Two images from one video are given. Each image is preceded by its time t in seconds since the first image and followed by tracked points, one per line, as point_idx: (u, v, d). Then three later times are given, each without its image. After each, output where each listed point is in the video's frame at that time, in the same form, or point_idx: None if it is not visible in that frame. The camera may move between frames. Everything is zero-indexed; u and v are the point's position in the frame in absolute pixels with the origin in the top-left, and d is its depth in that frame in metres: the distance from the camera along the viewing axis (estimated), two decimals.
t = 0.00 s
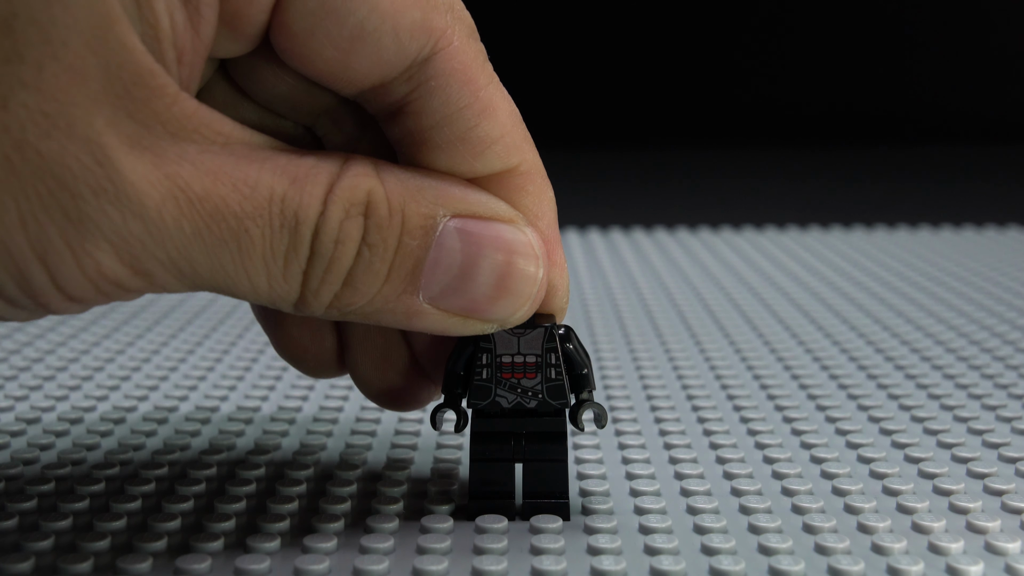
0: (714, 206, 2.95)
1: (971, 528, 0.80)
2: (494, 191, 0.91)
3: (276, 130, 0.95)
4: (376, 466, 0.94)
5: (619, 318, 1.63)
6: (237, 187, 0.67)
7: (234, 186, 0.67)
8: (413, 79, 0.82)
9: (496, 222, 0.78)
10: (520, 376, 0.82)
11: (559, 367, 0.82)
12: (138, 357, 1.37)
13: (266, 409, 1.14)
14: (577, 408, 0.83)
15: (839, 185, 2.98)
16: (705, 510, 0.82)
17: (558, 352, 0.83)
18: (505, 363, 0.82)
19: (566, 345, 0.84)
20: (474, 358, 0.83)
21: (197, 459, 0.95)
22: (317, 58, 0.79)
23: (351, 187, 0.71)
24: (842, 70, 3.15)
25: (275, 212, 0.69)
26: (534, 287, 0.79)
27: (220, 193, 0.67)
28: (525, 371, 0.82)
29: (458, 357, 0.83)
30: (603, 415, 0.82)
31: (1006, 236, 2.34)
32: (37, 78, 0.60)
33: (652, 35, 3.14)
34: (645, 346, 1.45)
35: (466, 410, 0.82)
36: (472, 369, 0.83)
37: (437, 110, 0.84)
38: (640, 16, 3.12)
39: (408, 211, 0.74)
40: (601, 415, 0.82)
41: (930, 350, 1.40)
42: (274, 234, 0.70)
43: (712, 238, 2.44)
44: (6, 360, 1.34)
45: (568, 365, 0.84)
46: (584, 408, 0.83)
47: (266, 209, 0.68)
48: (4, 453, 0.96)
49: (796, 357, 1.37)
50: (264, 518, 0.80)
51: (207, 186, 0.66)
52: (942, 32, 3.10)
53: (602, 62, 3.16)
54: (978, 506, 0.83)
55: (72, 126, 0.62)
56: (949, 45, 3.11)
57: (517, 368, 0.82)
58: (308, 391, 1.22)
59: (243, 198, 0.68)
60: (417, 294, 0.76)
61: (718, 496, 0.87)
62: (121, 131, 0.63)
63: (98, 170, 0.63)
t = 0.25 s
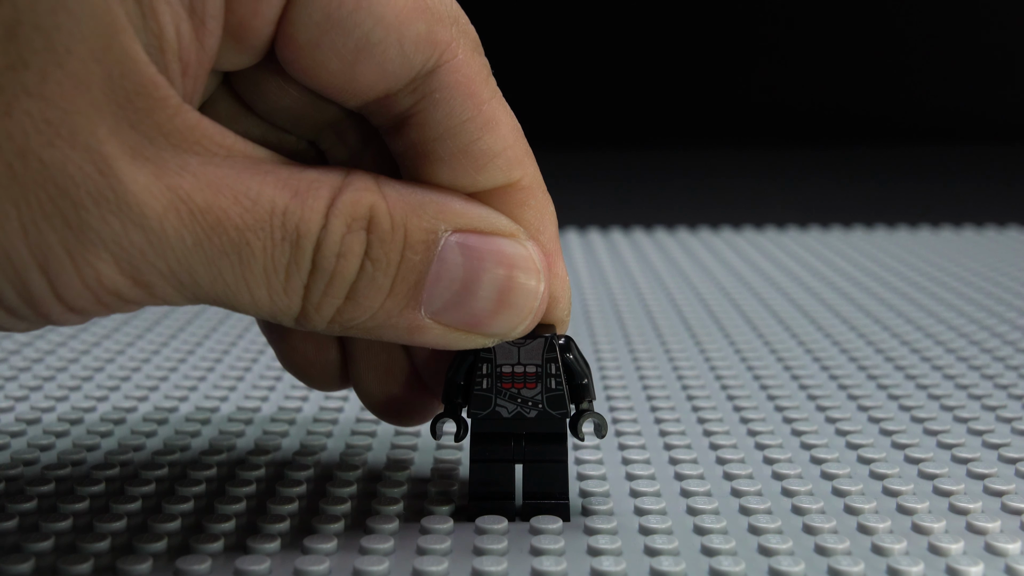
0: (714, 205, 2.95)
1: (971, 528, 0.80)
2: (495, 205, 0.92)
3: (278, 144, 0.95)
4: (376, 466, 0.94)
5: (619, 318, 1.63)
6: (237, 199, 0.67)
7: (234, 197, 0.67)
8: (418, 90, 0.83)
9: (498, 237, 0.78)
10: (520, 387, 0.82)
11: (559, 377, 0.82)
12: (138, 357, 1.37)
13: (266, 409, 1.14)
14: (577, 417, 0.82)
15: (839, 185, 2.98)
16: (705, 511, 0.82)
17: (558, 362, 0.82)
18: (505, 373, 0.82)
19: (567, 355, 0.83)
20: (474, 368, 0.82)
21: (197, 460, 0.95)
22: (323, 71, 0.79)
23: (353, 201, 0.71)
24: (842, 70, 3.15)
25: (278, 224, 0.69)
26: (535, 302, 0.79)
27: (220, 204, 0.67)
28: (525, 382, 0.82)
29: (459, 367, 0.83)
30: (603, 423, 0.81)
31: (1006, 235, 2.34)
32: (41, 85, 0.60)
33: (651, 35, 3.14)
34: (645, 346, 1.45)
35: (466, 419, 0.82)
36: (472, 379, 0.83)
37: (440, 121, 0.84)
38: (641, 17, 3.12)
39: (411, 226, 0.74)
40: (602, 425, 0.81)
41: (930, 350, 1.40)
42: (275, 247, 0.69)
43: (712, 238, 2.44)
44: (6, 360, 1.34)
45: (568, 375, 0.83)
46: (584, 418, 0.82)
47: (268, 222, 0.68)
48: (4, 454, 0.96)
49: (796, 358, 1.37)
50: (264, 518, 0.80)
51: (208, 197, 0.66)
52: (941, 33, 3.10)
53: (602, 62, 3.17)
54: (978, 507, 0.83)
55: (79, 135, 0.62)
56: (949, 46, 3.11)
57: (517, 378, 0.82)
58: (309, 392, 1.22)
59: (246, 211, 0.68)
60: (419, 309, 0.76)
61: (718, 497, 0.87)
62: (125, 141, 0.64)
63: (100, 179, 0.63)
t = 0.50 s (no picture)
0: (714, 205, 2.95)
1: (971, 527, 0.80)
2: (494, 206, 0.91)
3: (276, 147, 0.96)
4: (376, 465, 0.94)
5: (619, 318, 1.63)
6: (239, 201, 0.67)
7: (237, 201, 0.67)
8: (421, 88, 0.83)
9: (500, 240, 0.79)
10: (521, 386, 0.82)
11: (559, 376, 0.82)
12: (138, 356, 1.37)
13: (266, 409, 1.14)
14: (577, 416, 0.82)
15: (838, 186, 2.99)
16: (705, 510, 0.82)
17: (558, 361, 0.82)
18: (505, 372, 0.82)
19: (567, 354, 0.83)
20: (474, 367, 0.82)
21: (197, 459, 0.95)
22: (325, 68, 0.79)
23: (356, 206, 0.71)
24: (842, 70, 3.15)
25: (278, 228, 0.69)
26: (536, 304, 0.79)
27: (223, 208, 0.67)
28: (525, 381, 0.82)
29: (459, 366, 0.83)
30: (603, 422, 0.81)
31: (1005, 236, 2.34)
32: (44, 87, 0.60)
33: (651, 35, 3.14)
34: (645, 346, 1.45)
35: (466, 418, 0.82)
36: (472, 378, 0.83)
37: (442, 120, 0.85)
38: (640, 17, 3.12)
39: (416, 231, 0.74)
40: (602, 424, 0.81)
41: (930, 350, 1.40)
42: (277, 252, 0.69)
43: (712, 238, 2.44)
44: (6, 360, 1.34)
45: (568, 375, 0.83)
46: (584, 417, 0.81)
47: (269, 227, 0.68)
48: (4, 453, 0.96)
49: (795, 357, 1.37)
50: (264, 517, 0.80)
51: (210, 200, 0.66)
52: (941, 33, 3.10)
53: (602, 63, 3.17)
54: (978, 506, 0.83)
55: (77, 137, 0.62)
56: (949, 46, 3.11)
57: (517, 377, 0.82)
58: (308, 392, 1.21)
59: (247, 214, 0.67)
60: (421, 314, 0.77)
61: (718, 496, 0.87)
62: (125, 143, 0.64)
63: (100, 180, 0.63)
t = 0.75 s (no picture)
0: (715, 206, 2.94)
1: (971, 526, 0.80)
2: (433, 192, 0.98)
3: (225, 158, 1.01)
4: (376, 462, 0.95)
5: (618, 318, 1.62)
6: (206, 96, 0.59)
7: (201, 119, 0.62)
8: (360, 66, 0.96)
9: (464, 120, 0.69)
10: (521, 382, 0.81)
11: (559, 372, 0.81)
12: (137, 356, 1.37)
13: (266, 407, 1.13)
14: (577, 412, 0.82)
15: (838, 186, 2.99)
16: (705, 508, 0.82)
17: (558, 357, 0.82)
18: (505, 368, 0.82)
19: (567, 350, 0.83)
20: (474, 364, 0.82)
21: (196, 458, 0.95)
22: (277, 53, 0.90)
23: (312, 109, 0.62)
24: (842, 71, 3.15)
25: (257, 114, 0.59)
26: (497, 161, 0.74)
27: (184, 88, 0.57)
28: (525, 377, 0.81)
29: (459, 361, 0.83)
30: (603, 419, 0.81)
31: (1005, 236, 2.34)
32: None
33: (651, 36, 3.14)
34: (645, 346, 1.44)
35: (466, 414, 0.82)
36: (472, 374, 0.83)
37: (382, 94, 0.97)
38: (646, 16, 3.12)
39: (372, 181, 0.70)
40: (602, 420, 0.80)
41: (930, 350, 1.40)
42: (222, 130, 0.64)
43: (712, 238, 2.44)
44: (6, 360, 1.34)
45: (568, 371, 0.83)
46: (584, 413, 0.81)
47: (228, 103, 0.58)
48: (3, 453, 0.96)
49: (796, 357, 1.36)
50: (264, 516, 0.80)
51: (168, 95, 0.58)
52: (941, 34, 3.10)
53: (602, 63, 3.16)
54: (978, 505, 0.83)
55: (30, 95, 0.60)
56: (946, 47, 3.11)
57: (516, 373, 0.81)
58: (307, 391, 1.21)
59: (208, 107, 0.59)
60: (376, 181, 0.71)
61: (717, 494, 0.87)
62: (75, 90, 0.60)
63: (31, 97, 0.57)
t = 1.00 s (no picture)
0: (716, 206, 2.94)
1: (971, 526, 0.80)
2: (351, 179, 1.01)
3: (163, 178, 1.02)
4: (376, 461, 0.95)
5: (619, 318, 1.62)
6: None
7: None
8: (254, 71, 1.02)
9: None
10: (521, 382, 0.81)
11: (559, 371, 0.81)
12: (137, 356, 1.37)
13: (266, 407, 1.13)
14: (578, 412, 0.81)
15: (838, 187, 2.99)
16: (705, 508, 0.82)
17: (558, 357, 0.81)
18: (505, 367, 0.81)
19: (567, 349, 0.83)
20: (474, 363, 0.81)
21: (196, 458, 0.95)
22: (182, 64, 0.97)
23: None
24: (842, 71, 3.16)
25: None
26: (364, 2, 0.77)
27: None
28: (525, 376, 0.81)
29: (460, 360, 0.83)
30: (603, 419, 0.81)
31: (1005, 236, 2.33)
32: None
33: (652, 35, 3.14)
34: (645, 346, 1.44)
35: (466, 413, 0.82)
36: (471, 373, 0.83)
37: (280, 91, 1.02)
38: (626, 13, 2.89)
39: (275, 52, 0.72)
40: (602, 420, 0.80)
41: (930, 350, 1.40)
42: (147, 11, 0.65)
43: (713, 238, 2.44)
44: (6, 361, 1.34)
45: (568, 370, 0.83)
46: (584, 413, 0.80)
47: None
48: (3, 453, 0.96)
49: (796, 357, 1.36)
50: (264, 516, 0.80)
51: None
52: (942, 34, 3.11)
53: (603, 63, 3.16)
54: (978, 505, 0.83)
55: None
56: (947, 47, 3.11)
57: (516, 372, 0.81)
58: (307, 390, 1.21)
59: None
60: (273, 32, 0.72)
61: (717, 494, 0.87)
62: None
63: None
